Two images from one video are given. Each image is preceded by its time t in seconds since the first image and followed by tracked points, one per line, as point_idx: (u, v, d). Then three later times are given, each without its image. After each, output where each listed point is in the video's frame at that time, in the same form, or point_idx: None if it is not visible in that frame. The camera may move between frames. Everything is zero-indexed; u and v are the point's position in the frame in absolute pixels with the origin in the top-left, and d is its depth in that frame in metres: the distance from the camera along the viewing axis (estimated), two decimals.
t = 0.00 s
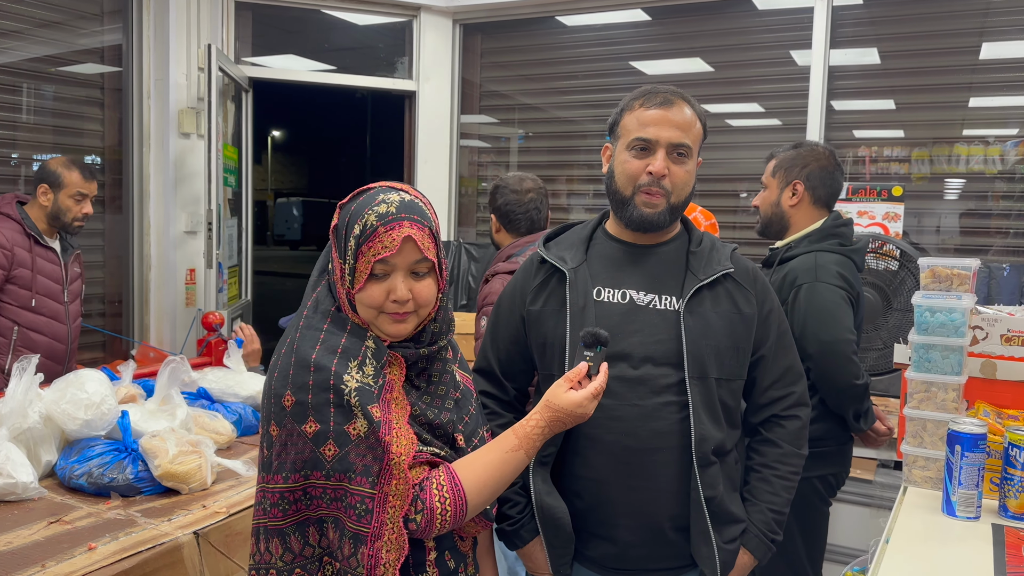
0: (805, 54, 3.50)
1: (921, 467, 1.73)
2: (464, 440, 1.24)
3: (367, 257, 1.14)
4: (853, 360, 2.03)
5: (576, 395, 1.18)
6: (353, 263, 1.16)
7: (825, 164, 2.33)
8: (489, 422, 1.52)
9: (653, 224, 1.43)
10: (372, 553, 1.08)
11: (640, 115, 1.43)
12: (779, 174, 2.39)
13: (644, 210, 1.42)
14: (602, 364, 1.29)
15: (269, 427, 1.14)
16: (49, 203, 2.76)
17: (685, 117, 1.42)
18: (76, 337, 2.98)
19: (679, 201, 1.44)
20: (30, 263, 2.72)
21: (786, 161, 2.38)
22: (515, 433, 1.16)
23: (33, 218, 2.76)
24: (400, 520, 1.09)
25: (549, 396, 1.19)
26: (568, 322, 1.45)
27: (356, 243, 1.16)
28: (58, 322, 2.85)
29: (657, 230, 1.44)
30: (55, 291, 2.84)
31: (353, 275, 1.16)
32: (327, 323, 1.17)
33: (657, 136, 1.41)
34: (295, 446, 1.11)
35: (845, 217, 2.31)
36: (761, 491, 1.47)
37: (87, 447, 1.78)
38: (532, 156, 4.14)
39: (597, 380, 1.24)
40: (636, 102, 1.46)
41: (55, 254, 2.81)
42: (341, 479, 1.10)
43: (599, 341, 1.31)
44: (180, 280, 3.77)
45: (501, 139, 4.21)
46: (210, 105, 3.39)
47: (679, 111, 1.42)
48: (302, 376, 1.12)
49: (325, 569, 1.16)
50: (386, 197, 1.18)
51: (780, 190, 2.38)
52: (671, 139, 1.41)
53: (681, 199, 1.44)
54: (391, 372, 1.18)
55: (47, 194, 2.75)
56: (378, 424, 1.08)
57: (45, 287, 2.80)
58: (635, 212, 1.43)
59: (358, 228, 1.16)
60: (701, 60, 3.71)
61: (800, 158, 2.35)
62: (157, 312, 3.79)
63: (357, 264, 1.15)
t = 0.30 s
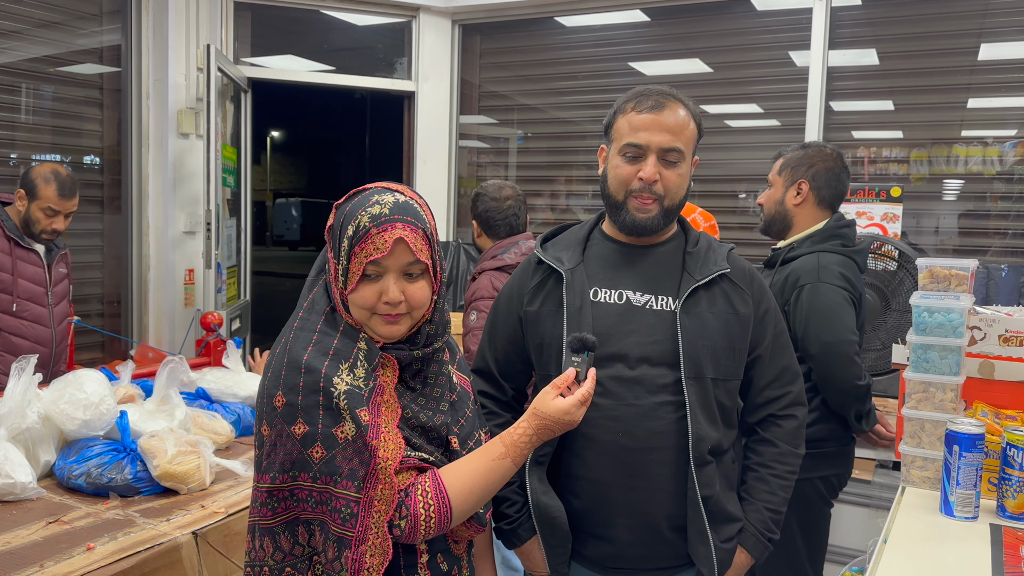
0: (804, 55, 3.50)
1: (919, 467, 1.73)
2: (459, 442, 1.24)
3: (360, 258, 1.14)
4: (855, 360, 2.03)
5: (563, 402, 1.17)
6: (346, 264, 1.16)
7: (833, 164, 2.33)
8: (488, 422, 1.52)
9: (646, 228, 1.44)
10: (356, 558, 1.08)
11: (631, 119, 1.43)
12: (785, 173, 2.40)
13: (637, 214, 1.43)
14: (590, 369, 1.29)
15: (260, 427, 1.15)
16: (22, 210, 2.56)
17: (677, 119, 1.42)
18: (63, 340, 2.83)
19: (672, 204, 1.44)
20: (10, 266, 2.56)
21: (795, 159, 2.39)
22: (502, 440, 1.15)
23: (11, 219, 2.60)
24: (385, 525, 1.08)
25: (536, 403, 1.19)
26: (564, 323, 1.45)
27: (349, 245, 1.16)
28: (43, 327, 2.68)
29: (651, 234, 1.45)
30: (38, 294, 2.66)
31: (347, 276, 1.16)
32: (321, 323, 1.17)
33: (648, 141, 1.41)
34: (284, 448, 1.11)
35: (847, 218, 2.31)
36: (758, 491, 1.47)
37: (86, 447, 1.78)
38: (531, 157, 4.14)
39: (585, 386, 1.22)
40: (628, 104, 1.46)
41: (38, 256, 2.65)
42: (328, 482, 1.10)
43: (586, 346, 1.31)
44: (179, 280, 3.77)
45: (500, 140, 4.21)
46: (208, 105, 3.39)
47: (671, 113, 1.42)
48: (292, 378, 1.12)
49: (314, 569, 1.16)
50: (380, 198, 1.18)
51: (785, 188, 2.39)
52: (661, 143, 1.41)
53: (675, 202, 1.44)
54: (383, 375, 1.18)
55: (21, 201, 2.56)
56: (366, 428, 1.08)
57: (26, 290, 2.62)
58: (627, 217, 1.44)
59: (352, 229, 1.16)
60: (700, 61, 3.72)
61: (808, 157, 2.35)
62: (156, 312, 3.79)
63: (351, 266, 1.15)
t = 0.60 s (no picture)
0: (804, 56, 3.50)
1: (920, 468, 1.73)
2: (460, 444, 1.24)
3: (362, 258, 1.14)
4: (857, 362, 2.03)
5: (563, 403, 1.16)
6: (348, 264, 1.16)
7: (840, 166, 2.33)
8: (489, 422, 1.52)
9: (643, 227, 1.44)
10: (356, 558, 1.08)
11: (620, 123, 1.43)
12: (792, 172, 2.40)
13: (632, 216, 1.43)
14: (590, 370, 1.28)
15: (262, 427, 1.15)
16: None
17: (669, 120, 1.41)
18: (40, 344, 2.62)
19: (666, 207, 1.44)
20: None
21: (803, 159, 2.39)
22: (502, 441, 1.15)
23: None
24: (385, 526, 1.08)
25: (536, 404, 1.18)
26: (565, 323, 1.45)
27: (351, 245, 1.16)
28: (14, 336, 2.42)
29: (647, 234, 1.45)
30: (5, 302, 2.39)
31: (348, 277, 1.16)
32: (323, 323, 1.17)
33: (637, 145, 1.41)
34: (284, 448, 1.11)
35: (850, 218, 2.30)
36: (758, 490, 1.47)
37: (87, 448, 1.78)
38: (531, 157, 4.14)
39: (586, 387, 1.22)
40: (618, 107, 1.46)
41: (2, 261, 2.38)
42: (328, 482, 1.10)
43: (587, 347, 1.30)
44: (179, 281, 3.77)
45: (500, 141, 4.21)
46: (208, 106, 3.39)
47: (661, 113, 1.41)
48: (294, 378, 1.12)
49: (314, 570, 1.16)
50: (381, 198, 1.18)
51: (790, 188, 2.39)
52: (650, 147, 1.41)
53: (670, 203, 1.44)
54: (384, 376, 1.18)
55: None
56: (366, 429, 1.08)
57: None
58: (623, 218, 1.44)
59: (353, 230, 1.16)
60: (699, 62, 3.72)
61: (815, 158, 2.35)
62: (156, 312, 3.79)
63: (353, 266, 1.15)
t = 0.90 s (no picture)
0: (805, 56, 3.51)
1: (921, 468, 1.73)
2: (463, 443, 1.24)
3: (366, 258, 1.14)
4: (859, 362, 2.03)
5: (569, 401, 1.18)
6: (353, 264, 1.16)
7: (845, 165, 2.32)
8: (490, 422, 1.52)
9: (647, 222, 1.43)
10: (363, 557, 1.08)
11: (613, 123, 1.44)
12: (796, 171, 2.40)
13: (635, 211, 1.43)
14: (595, 368, 1.28)
15: (266, 427, 1.15)
16: None
17: (662, 117, 1.41)
18: (14, 348, 2.57)
19: (668, 197, 1.44)
20: None
21: (808, 158, 2.39)
22: (508, 439, 1.15)
23: None
24: (392, 524, 1.08)
25: (541, 402, 1.19)
26: (567, 323, 1.45)
27: (355, 246, 1.16)
28: None
29: (652, 228, 1.45)
30: None
31: (353, 277, 1.16)
32: (327, 323, 1.17)
33: (633, 141, 1.42)
34: (290, 447, 1.11)
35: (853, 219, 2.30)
36: (759, 488, 1.47)
37: (88, 449, 1.78)
38: (531, 158, 4.14)
39: (590, 386, 1.23)
40: (611, 108, 1.46)
41: None
42: (334, 482, 1.10)
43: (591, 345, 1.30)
44: (180, 281, 3.77)
45: (500, 142, 4.21)
46: (210, 107, 3.40)
47: (654, 111, 1.41)
48: (299, 377, 1.12)
49: (319, 569, 1.16)
50: (385, 199, 1.18)
51: (794, 187, 2.39)
52: (648, 140, 1.41)
53: (670, 196, 1.44)
54: (388, 376, 1.18)
55: None
56: (372, 428, 1.08)
57: None
58: (626, 215, 1.43)
59: (357, 230, 1.16)
60: (700, 62, 3.72)
61: (820, 157, 2.35)
62: (157, 313, 3.79)
63: (357, 266, 1.16)
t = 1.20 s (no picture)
0: (806, 57, 3.51)
1: (925, 469, 1.73)
2: (465, 444, 1.24)
3: (369, 259, 1.14)
4: (862, 360, 2.03)
5: (573, 401, 1.18)
6: (355, 265, 1.17)
7: (851, 167, 2.32)
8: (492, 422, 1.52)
9: (648, 222, 1.43)
10: (368, 557, 1.08)
11: (614, 123, 1.44)
12: (803, 171, 2.41)
13: (637, 210, 1.43)
14: (598, 369, 1.28)
15: (269, 427, 1.15)
16: None
17: (662, 117, 1.42)
18: (13, 350, 2.58)
19: (669, 196, 1.44)
20: None
21: (817, 159, 2.39)
22: (511, 439, 1.15)
23: None
24: (397, 524, 1.09)
25: (545, 402, 1.19)
26: (568, 323, 1.45)
27: (357, 246, 1.16)
28: None
29: (653, 227, 1.45)
30: None
31: (355, 278, 1.16)
32: (330, 324, 1.18)
33: (634, 141, 1.42)
34: (293, 448, 1.11)
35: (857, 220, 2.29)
36: (760, 488, 1.47)
37: (91, 449, 1.78)
38: (533, 158, 4.15)
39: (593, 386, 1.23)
40: (612, 108, 1.47)
41: None
42: (337, 482, 1.10)
43: (595, 346, 1.29)
44: (182, 282, 3.78)
45: (502, 142, 4.21)
46: (212, 108, 3.40)
47: (654, 111, 1.41)
48: (302, 378, 1.12)
49: (323, 569, 1.16)
50: (387, 199, 1.18)
51: (799, 187, 2.40)
52: (648, 139, 1.41)
53: (671, 195, 1.44)
54: (391, 376, 1.19)
55: None
56: (376, 428, 1.08)
57: None
58: (627, 213, 1.43)
59: (359, 231, 1.16)
60: (702, 63, 3.72)
61: (827, 158, 2.36)
62: (160, 313, 3.80)
63: (360, 267, 1.16)
